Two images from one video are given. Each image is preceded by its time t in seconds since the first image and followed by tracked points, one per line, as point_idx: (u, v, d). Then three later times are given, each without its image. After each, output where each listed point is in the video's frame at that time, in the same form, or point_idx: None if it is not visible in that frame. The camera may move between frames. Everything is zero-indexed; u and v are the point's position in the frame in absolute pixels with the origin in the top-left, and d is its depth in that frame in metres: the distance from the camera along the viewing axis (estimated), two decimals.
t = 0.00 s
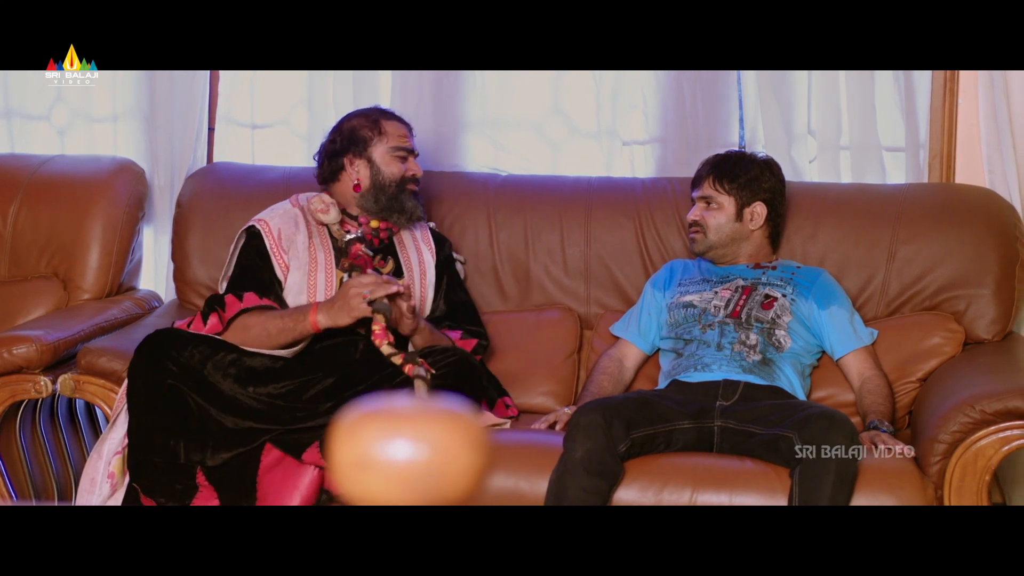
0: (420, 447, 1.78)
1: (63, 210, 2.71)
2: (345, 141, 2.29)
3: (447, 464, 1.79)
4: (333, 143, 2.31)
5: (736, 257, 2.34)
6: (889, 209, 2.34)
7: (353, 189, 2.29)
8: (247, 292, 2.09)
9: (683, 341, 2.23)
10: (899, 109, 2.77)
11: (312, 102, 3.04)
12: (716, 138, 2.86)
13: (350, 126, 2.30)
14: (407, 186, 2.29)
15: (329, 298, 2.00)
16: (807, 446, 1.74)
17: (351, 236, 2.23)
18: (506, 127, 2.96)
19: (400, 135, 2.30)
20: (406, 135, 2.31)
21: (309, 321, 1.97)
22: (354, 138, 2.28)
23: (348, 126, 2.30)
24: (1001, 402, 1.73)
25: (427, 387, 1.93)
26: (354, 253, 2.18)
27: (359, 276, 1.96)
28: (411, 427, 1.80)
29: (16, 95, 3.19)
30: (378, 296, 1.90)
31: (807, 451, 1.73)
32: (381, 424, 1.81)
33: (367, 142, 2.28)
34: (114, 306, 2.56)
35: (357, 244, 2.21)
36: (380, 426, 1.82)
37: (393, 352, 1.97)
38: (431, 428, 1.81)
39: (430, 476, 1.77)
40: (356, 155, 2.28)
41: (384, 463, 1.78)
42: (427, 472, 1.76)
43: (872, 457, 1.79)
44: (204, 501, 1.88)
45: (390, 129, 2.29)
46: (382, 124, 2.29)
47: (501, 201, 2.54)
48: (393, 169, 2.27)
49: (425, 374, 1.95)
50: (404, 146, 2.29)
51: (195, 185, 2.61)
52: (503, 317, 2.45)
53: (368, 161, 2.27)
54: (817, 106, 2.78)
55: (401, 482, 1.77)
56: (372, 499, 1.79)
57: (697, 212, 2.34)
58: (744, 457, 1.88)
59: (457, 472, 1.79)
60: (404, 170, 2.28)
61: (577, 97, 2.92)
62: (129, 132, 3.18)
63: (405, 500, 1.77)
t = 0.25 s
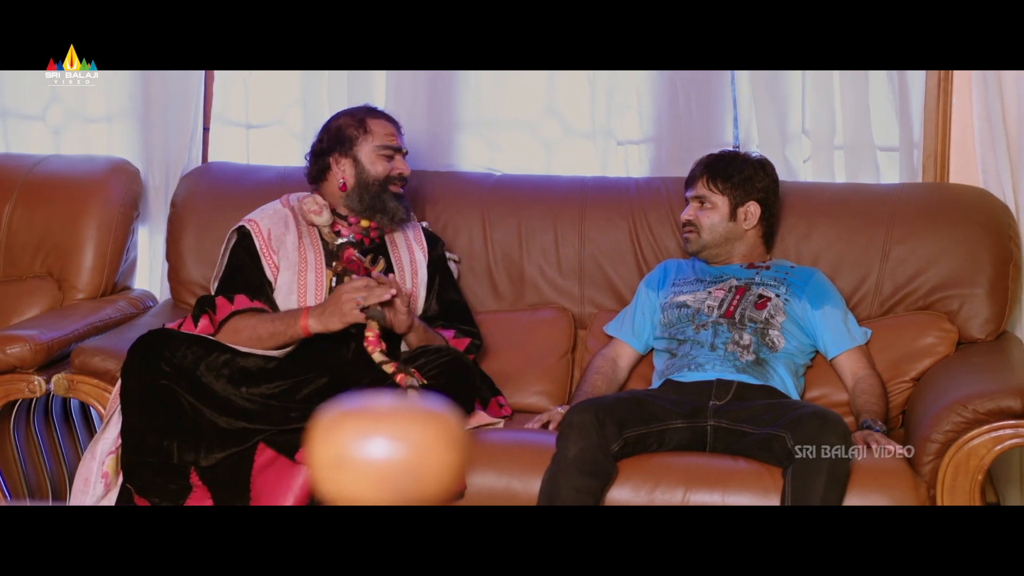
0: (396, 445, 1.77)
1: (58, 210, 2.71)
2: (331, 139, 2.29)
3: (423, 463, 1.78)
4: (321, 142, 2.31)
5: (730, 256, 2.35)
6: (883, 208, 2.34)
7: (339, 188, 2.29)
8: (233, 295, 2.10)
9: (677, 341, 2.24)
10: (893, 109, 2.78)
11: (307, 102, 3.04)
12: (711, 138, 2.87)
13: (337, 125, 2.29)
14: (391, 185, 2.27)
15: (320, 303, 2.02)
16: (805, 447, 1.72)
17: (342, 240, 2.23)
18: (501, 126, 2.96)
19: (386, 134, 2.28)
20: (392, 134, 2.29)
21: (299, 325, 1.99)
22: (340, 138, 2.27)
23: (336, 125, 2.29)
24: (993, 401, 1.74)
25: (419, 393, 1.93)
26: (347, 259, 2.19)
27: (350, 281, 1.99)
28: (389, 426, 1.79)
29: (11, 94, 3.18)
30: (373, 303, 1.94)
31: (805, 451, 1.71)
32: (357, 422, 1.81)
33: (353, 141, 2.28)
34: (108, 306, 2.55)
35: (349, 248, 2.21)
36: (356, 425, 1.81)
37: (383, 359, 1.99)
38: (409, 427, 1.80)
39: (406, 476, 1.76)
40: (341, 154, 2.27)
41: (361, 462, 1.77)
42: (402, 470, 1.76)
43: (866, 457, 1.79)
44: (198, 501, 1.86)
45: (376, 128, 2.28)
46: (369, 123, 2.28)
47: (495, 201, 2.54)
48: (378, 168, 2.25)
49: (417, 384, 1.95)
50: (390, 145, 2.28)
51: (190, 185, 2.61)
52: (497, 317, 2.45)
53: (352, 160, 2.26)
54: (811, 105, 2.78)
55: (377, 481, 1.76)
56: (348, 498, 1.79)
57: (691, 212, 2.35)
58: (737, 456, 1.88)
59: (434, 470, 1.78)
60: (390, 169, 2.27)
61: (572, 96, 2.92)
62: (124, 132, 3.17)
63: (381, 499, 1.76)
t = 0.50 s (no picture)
0: (379, 442, 1.71)
1: (54, 210, 2.70)
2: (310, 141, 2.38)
3: (405, 462, 1.72)
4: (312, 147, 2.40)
5: (725, 257, 2.35)
6: (878, 209, 2.35)
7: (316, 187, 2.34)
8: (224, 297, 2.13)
9: (672, 341, 2.24)
10: (888, 109, 2.78)
11: (303, 101, 3.04)
12: (706, 138, 2.87)
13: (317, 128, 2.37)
14: (345, 175, 2.24)
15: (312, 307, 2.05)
16: (805, 447, 1.72)
17: (336, 242, 2.25)
18: (497, 126, 2.96)
19: (342, 127, 2.28)
20: (348, 125, 2.28)
21: (292, 328, 2.02)
22: (315, 138, 2.35)
23: (317, 128, 2.38)
24: (987, 401, 1.74)
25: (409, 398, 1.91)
26: (342, 260, 2.17)
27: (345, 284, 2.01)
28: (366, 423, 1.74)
29: (7, 94, 3.18)
30: (366, 307, 1.97)
31: (804, 451, 1.71)
32: (337, 419, 1.75)
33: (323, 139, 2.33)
34: (104, 306, 2.55)
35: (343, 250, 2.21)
36: (336, 424, 1.74)
37: (376, 362, 1.97)
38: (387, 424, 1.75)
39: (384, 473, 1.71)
40: (314, 154, 2.35)
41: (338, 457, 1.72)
42: (385, 468, 1.70)
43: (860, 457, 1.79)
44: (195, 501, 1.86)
45: (335, 122, 2.30)
46: (332, 119, 2.32)
47: (491, 201, 2.54)
48: (332, 160, 2.26)
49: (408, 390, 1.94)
50: (342, 135, 2.27)
51: (186, 184, 2.61)
52: (493, 316, 2.45)
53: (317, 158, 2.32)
54: (806, 105, 2.79)
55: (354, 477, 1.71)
56: (327, 497, 1.71)
57: (687, 212, 2.35)
58: (732, 456, 1.88)
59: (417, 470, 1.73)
60: (345, 160, 2.25)
61: (568, 96, 2.92)
62: (120, 132, 3.17)
63: (362, 498, 1.69)
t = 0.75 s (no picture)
0: (360, 440, 1.71)
1: (53, 210, 2.70)
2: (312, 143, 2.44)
3: (384, 459, 1.72)
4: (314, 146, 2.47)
5: (723, 257, 2.35)
6: (876, 209, 2.35)
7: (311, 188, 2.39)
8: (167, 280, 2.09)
9: (669, 341, 2.24)
10: (886, 109, 2.78)
11: (302, 102, 3.04)
12: (705, 138, 2.87)
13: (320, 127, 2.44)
14: (333, 175, 2.27)
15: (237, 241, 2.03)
16: (806, 446, 1.72)
17: (324, 240, 2.26)
18: (495, 126, 2.96)
19: (335, 126, 2.34)
20: (339, 125, 2.34)
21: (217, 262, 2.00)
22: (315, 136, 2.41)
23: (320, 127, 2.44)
24: (984, 401, 1.74)
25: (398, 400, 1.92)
26: (325, 259, 2.22)
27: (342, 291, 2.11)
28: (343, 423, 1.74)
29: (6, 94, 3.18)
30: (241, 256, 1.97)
31: (804, 450, 1.71)
32: (316, 420, 1.75)
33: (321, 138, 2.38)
34: (103, 306, 2.55)
35: (329, 249, 2.24)
36: (315, 427, 1.74)
37: (363, 362, 2.07)
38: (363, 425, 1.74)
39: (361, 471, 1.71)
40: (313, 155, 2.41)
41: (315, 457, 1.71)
42: (365, 466, 1.70)
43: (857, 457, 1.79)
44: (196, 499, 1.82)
45: (334, 122, 2.36)
46: (333, 119, 2.37)
47: (489, 200, 2.54)
48: (324, 158, 2.31)
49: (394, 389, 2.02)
50: (335, 136, 2.32)
51: (184, 184, 2.61)
52: (491, 316, 2.45)
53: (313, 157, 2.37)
54: (804, 105, 2.79)
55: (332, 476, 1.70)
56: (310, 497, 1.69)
57: (684, 212, 2.34)
58: (728, 455, 1.88)
59: (397, 467, 1.73)
60: (333, 158, 2.30)
61: (566, 96, 2.92)
62: (119, 132, 3.17)
63: (343, 496, 1.68)
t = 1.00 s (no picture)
0: (340, 439, 1.76)
1: (52, 209, 2.71)
2: (316, 138, 2.38)
3: (365, 458, 1.76)
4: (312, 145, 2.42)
5: (722, 256, 2.35)
6: (874, 209, 2.35)
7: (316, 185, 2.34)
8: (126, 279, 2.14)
9: (667, 340, 2.24)
10: (885, 109, 2.77)
11: (301, 102, 3.04)
12: (703, 137, 2.87)
13: (322, 126, 2.39)
14: (351, 176, 2.25)
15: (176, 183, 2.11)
16: (804, 447, 1.71)
17: (316, 238, 2.24)
18: (494, 126, 2.97)
19: (355, 129, 2.31)
20: (361, 128, 2.31)
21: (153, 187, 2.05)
22: (320, 135, 2.36)
23: (321, 127, 2.39)
24: (981, 401, 1.74)
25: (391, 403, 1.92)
26: (319, 258, 2.21)
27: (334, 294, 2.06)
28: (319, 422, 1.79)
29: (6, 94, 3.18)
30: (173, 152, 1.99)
31: (803, 451, 1.70)
32: (298, 419, 1.80)
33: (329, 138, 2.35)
34: (102, 306, 2.55)
35: (322, 248, 2.23)
36: (297, 426, 1.80)
37: (357, 363, 2.06)
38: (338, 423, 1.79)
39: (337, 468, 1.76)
40: (319, 153, 2.35)
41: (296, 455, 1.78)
42: (345, 466, 1.75)
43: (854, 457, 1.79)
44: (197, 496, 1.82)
45: (344, 123, 2.33)
46: (342, 119, 2.34)
47: (487, 200, 2.54)
48: (339, 160, 2.28)
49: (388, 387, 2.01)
50: (354, 138, 2.30)
51: (184, 184, 2.61)
52: (490, 316, 2.45)
53: (325, 156, 2.32)
54: (803, 105, 2.79)
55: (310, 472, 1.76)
56: (292, 496, 1.76)
57: (683, 212, 2.34)
58: (726, 455, 1.88)
59: (379, 466, 1.77)
60: (353, 162, 2.27)
61: (565, 96, 2.92)
62: (119, 132, 3.18)
63: (323, 495, 1.74)
